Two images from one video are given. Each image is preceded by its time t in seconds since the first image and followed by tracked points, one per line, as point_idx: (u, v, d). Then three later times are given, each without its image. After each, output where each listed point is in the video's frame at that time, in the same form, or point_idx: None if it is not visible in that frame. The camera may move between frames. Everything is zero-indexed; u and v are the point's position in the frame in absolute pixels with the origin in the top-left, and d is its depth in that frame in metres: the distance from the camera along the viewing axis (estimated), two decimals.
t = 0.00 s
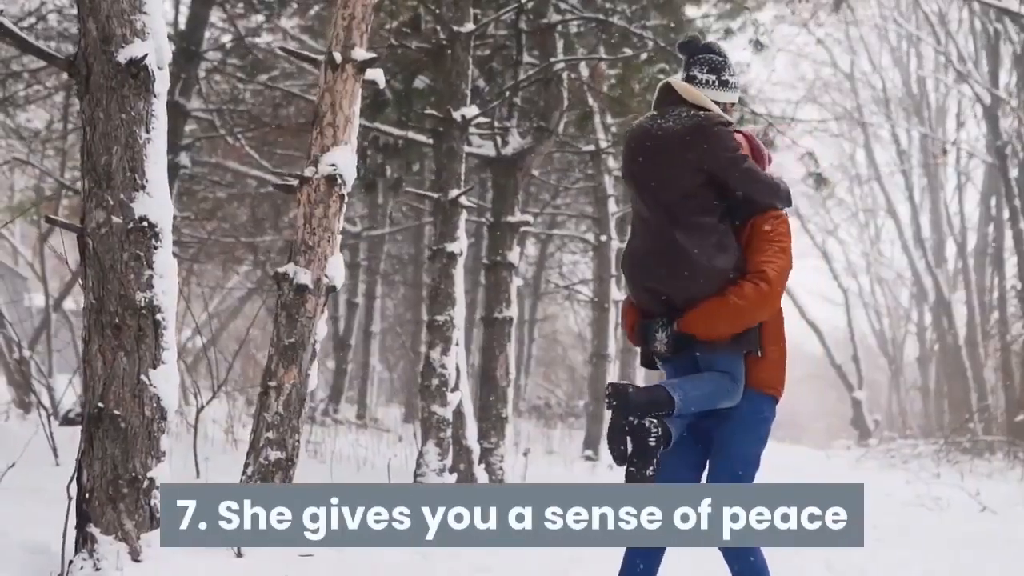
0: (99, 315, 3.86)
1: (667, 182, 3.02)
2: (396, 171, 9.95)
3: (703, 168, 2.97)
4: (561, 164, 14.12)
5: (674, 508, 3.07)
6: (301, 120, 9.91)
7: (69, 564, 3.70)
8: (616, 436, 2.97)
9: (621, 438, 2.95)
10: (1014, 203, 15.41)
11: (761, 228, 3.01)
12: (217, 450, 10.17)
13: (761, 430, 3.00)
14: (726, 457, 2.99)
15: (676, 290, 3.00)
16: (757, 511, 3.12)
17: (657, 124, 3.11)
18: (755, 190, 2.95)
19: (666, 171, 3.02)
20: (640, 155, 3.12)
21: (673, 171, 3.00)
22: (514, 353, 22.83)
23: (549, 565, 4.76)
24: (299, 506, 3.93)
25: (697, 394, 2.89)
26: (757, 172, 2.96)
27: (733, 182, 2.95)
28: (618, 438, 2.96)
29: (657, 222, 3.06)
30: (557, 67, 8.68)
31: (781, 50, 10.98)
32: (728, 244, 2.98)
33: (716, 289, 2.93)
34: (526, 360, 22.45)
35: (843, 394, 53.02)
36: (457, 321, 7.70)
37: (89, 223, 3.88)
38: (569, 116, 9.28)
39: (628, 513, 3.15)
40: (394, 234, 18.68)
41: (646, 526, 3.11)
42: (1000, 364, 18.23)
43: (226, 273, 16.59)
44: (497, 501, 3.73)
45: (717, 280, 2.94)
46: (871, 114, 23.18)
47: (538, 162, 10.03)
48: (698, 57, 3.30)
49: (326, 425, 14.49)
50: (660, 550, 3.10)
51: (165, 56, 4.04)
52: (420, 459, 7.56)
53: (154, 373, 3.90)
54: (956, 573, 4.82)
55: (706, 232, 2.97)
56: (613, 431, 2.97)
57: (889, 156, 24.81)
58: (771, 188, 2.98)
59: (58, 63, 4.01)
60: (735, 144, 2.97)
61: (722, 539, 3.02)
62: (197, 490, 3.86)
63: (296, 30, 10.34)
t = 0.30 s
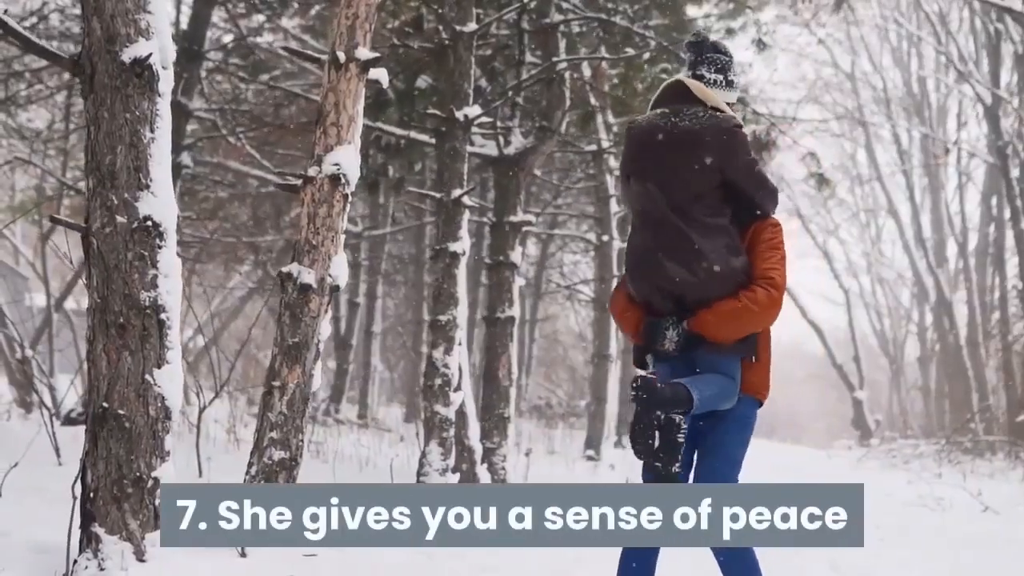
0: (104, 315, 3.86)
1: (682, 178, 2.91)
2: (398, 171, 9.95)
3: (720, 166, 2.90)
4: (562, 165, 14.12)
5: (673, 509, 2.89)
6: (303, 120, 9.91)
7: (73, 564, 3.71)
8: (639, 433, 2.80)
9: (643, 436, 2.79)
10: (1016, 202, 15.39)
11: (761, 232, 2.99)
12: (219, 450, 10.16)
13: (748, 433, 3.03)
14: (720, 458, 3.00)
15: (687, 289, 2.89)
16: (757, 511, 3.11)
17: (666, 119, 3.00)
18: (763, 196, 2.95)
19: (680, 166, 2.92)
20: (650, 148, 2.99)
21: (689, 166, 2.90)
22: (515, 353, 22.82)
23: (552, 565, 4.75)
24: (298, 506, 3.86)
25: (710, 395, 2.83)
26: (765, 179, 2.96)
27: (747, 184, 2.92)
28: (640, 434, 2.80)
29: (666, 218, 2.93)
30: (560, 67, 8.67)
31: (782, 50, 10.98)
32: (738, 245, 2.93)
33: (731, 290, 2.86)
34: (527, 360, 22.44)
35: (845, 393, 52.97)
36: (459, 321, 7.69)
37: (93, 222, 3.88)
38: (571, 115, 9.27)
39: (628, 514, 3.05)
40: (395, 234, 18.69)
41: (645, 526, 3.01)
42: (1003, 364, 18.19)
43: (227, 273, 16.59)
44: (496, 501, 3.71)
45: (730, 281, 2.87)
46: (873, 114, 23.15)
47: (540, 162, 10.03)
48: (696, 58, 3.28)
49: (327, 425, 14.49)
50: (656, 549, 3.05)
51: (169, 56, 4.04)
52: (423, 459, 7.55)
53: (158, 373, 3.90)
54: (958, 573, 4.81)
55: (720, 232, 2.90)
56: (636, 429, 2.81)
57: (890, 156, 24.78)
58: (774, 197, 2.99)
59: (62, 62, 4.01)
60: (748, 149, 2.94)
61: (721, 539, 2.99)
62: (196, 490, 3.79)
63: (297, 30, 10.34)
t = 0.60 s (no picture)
0: (109, 314, 3.85)
1: (702, 177, 2.86)
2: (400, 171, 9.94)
3: (738, 170, 2.88)
4: (563, 165, 14.11)
5: (673, 508, 2.93)
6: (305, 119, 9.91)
7: (79, 564, 3.71)
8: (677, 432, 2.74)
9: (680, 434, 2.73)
10: (1016, 203, 15.38)
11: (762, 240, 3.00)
12: (221, 450, 10.15)
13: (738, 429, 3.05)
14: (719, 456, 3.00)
15: (704, 289, 2.82)
16: (756, 511, 3.09)
17: (684, 118, 2.95)
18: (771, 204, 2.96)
19: (700, 165, 2.87)
20: (668, 146, 2.92)
21: (708, 166, 2.86)
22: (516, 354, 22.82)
23: (556, 565, 4.74)
24: (298, 505, 3.85)
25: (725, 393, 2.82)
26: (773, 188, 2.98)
27: (760, 191, 2.92)
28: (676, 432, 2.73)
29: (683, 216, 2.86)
30: (563, 67, 8.66)
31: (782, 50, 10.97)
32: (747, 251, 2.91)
33: (744, 294, 2.84)
34: (528, 360, 22.44)
35: (846, 394, 52.91)
36: (462, 320, 7.68)
37: (98, 221, 3.87)
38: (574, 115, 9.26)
39: (628, 514, 3.05)
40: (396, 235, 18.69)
41: (645, 526, 3.02)
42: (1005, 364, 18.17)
43: (228, 273, 16.58)
44: (497, 501, 3.70)
45: (743, 286, 2.84)
46: (874, 114, 23.13)
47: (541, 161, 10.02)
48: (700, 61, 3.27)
49: (328, 425, 14.47)
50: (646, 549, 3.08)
51: (174, 54, 4.04)
52: (426, 459, 7.52)
53: (163, 373, 3.90)
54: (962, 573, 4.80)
55: (734, 235, 2.87)
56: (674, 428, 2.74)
57: (891, 156, 24.76)
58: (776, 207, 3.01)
59: (66, 61, 4.01)
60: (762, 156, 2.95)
61: (722, 538, 2.98)
62: (196, 490, 3.79)
63: (298, 30, 10.35)
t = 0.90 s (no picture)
0: (115, 314, 3.85)
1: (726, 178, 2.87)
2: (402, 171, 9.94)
3: (755, 174, 2.93)
4: (563, 165, 14.11)
5: (673, 508, 3.02)
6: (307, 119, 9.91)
7: (84, 563, 3.70)
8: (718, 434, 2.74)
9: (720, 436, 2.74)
10: (1017, 203, 15.40)
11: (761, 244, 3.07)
12: (223, 450, 10.14)
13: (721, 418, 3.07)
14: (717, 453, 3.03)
15: (724, 290, 2.83)
16: (756, 511, 3.08)
17: (706, 116, 2.93)
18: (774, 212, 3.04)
19: (724, 167, 2.88)
20: (693, 142, 2.88)
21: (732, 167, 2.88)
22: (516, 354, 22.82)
23: (561, 565, 4.72)
24: (299, 504, 3.92)
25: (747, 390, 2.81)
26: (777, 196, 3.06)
27: (770, 197, 2.98)
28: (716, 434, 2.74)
29: (707, 216, 2.84)
30: (565, 66, 8.64)
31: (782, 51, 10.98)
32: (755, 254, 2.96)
33: (755, 297, 2.88)
34: (528, 360, 22.45)
35: (847, 394, 52.89)
36: (465, 320, 7.67)
37: (103, 220, 3.87)
38: (576, 115, 9.25)
39: (628, 514, 3.04)
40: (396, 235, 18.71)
41: (645, 526, 3.03)
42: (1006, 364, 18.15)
43: (228, 272, 16.59)
44: (498, 501, 3.69)
45: (755, 288, 2.89)
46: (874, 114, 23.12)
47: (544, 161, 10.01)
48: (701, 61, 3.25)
49: (330, 426, 14.46)
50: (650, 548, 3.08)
51: (179, 54, 4.04)
52: (429, 459, 7.50)
53: (168, 372, 3.90)
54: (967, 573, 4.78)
55: (749, 239, 2.91)
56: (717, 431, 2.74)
57: (891, 156, 24.75)
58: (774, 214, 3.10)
59: (72, 61, 4.01)
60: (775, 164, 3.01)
61: (721, 538, 3.00)
62: (198, 490, 3.79)
63: (299, 31, 10.36)
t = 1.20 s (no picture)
0: (120, 312, 3.85)
1: (749, 180, 2.99)
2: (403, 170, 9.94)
3: (775, 175, 3.07)
4: (563, 165, 14.11)
5: (674, 509, 3.01)
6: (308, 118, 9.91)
7: (90, 561, 3.69)
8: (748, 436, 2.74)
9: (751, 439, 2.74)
10: (1017, 202, 15.39)
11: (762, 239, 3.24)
12: (225, 449, 10.15)
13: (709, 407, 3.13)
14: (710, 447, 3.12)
15: (745, 289, 2.98)
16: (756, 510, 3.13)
17: (730, 117, 3.00)
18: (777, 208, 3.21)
19: (750, 167, 2.99)
20: (723, 144, 2.95)
21: (758, 167, 3.01)
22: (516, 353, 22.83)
23: (562, 565, 4.71)
24: (299, 505, 3.90)
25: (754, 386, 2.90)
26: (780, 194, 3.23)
27: (781, 196, 3.14)
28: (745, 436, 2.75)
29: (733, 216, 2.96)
30: (568, 65, 8.61)
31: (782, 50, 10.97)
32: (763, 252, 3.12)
33: (767, 294, 3.05)
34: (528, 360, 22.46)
35: (847, 393, 52.88)
36: (468, 318, 7.66)
37: (109, 218, 3.87)
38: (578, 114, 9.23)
39: (629, 514, 3.08)
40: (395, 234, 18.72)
41: (646, 525, 3.04)
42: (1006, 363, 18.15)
43: (228, 271, 16.60)
44: (498, 501, 3.70)
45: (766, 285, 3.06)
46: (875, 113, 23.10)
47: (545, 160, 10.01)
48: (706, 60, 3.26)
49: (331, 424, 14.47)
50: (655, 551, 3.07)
51: (185, 51, 4.03)
52: (432, 457, 7.51)
53: (174, 370, 3.90)
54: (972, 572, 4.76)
55: (763, 237, 3.07)
56: (759, 436, 2.71)
57: (891, 155, 24.74)
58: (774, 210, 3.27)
59: (78, 59, 4.01)
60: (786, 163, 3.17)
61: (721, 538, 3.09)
62: (198, 489, 3.79)
63: (299, 29, 10.36)
